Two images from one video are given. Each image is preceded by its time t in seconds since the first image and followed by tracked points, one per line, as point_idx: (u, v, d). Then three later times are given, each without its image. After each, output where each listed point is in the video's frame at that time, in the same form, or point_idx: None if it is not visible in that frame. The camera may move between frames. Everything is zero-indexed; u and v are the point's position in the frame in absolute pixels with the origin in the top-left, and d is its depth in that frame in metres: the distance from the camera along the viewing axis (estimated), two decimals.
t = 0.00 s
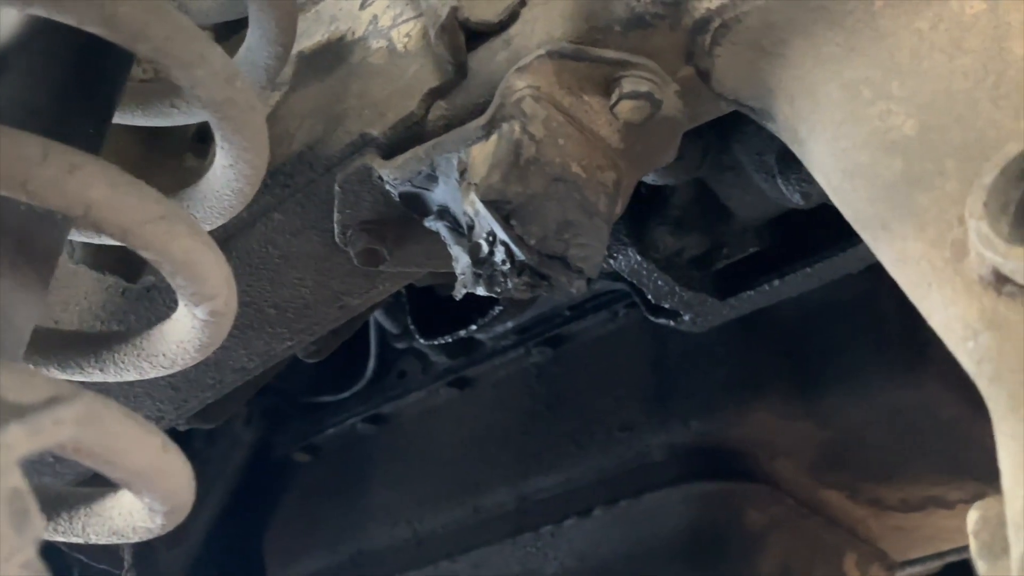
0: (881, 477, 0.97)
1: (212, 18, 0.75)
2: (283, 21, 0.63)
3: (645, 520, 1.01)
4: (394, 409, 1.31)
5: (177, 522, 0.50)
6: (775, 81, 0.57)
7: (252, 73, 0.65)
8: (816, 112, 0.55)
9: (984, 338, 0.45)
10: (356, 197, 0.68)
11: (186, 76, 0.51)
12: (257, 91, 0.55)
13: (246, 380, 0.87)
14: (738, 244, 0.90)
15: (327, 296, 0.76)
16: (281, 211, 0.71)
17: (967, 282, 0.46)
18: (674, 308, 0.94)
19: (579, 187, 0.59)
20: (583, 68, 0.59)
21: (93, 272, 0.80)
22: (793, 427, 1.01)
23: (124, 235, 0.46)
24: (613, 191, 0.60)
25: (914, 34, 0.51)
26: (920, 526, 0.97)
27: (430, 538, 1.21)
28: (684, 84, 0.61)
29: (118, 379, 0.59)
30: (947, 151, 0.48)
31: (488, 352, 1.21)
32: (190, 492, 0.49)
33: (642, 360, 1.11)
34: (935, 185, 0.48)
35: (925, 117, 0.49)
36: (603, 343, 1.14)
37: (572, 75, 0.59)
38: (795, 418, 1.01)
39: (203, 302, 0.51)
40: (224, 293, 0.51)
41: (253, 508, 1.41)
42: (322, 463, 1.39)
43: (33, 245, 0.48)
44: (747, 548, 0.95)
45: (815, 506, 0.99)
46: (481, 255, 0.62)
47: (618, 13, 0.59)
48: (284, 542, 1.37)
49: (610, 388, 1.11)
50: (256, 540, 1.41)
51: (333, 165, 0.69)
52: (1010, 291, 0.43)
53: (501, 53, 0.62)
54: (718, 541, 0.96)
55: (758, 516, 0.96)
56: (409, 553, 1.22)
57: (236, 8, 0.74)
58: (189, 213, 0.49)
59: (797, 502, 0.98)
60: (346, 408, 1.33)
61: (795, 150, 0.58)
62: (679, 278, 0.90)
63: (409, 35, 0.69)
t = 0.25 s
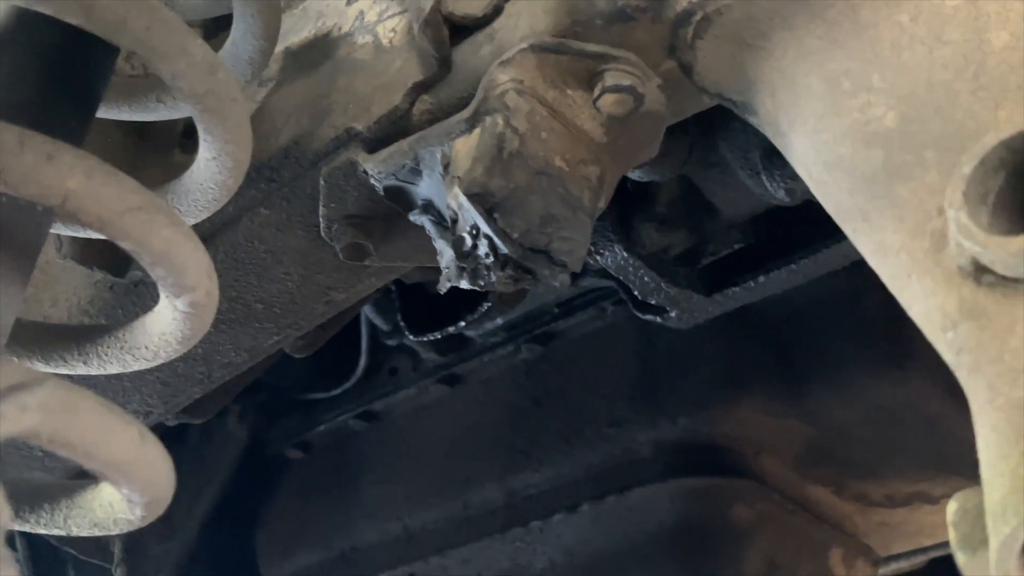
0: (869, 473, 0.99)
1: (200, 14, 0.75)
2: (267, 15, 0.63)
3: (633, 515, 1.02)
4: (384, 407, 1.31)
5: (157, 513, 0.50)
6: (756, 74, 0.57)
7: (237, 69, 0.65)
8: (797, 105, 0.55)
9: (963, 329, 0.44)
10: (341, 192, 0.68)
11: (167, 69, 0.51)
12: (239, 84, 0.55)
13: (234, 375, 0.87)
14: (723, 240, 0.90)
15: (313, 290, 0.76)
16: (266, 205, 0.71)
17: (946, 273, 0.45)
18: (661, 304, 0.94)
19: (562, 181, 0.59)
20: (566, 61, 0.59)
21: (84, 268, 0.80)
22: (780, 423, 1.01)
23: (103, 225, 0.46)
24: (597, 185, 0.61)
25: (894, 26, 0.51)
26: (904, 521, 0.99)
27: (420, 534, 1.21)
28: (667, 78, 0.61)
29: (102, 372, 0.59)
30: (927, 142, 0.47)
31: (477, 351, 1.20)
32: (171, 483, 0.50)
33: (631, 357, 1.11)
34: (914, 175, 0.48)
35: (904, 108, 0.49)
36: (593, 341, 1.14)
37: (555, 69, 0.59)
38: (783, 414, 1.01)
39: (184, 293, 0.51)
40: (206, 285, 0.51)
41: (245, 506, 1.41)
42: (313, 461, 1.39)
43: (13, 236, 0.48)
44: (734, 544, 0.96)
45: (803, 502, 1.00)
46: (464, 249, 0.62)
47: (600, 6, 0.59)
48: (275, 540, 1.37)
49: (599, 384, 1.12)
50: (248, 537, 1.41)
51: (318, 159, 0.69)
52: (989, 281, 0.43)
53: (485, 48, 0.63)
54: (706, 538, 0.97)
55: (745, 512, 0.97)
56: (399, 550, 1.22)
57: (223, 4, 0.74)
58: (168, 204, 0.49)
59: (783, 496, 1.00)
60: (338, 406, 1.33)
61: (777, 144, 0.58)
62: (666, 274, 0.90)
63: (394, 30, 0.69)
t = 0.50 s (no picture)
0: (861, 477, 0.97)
1: (188, 17, 0.74)
2: (253, 19, 0.62)
3: (626, 520, 1.01)
4: (377, 410, 1.30)
5: (141, 521, 0.50)
6: (745, 79, 0.57)
7: (224, 73, 0.64)
8: (786, 111, 0.55)
9: (950, 336, 0.43)
10: (330, 197, 0.68)
11: (152, 73, 0.51)
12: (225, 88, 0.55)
13: (224, 380, 0.86)
14: (716, 245, 0.90)
15: (302, 295, 0.76)
16: (255, 209, 0.71)
17: (934, 279, 0.45)
18: (653, 309, 0.94)
19: (551, 186, 0.59)
20: (555, 66, 0.59)
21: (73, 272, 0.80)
22: (772, 427, 1.01)
23: (85, 231, 0.46)
24: (586, 190, 0.60)
25: (884, 31, 0.51)
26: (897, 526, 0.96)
27: (413, 538, 1.20)
28: (656, 82, 0.61)
29: (88, 378, 0.59)
30: (916, 147, 0.47)
31: (470, 354, 1.19)
32: (154, 492, 0.49)
33: (623, 361, 1.11)
34: (903, 182, 0.47)
35: (893, 114, 0.49)
36: (585, 345, 1.14)
37: (543, 73, 0.59)
38: (774, 418, 1.01)
39: (168, 300, 0.50)
40: (190, 291, 0.51)
41: (236, 510, 1.40)
42: (306, 464, 1.38)
43: None
44: (727, 547, 0.96)
45: (794, 507, 0.98)
46: (452, 255, 0.61)
47: (589, 11, 0.58)
48: (268, 543, 1.36)
49: (592, 388, 1.11)
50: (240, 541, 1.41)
51: (306, 163, 0.68)
52: (977, 289, 0.43)
53: (474, 52, 0.62)
54: (697, 542, 0.97)
55: (737, 515, 0.97)
56: (391, 554, 1.22)
57: (211, 7, 0.73)
58: (151, 210, 0.49)
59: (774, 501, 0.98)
60: (330, 409, 1.33)
61: (766, 149, 0.58)
62: (658, 279, 0.90)
63: (384, 34, 0.69)
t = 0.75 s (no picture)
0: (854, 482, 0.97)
1: (179, 22, 0.74)
2: (245, 23, 0.62)
3: (619, 525, 1.01)
4: (371, 414, 1.30)
5: (129, 528, 0.49)
6: (737, 85, 0.57)
7: (215, 77, 0.64)
8: (778, 116, 0.54)
9: (942, 344, 0.43)
10: (322, 201, 0.68)
11: (140, 78, 0.51)
12: (215, 93, 0.55)
13: (216, 384, 0.86)
14: (709, 250, 0.89)
15: (294, 300, 0.76)
16: (247, 214, 0.71)
17: (925, 287, 0.44)
18: (647, 313, 0.94)
19: (543, 191, 0.59)
20: (547, 71, 0.59)
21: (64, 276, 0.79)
22: (765, 432, 1.01)
23: (72, 237, 0.46)
24: (578, 196, 0.60)
25: (875, 37, 0.51)
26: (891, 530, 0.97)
27: (406, 543, 1.20)
28: (649, 88, 0.60)
29: (77, 383, 0.58)
30: (908, 154, 0.47)
31: (464, 359, 1.20)
32: (142, 498, 0.49)
33: (617, 365, 1.11)
34: (894, 188, 0.47)
35: (884, 120, 0.48)
36: (579, 349, 1.14)
37: (536, 78, 0.59)
38: (765, 424, 1.01)
39: (157, 305, 0.50)
40: (180, 297, 0.51)
41: (228, 517, 1.39)
42: (299, 468, 1.38)
43: None
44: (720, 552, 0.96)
45: (789, 511, 0.99)
46: (444, 260, 0.61)
47: (581, 15, 0.58)
48: (261, 548, 1.36)
49: (585, 393, 1.11)
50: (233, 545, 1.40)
51: (298, 168, 0.68)
52: (967, 296, 0.42)
53: (465, 56, 0.62)
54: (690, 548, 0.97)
55: (730, 521, 0.97)
56: (385, 558, 1.21)
57: (204, 11, 0.73)
58: (139, 215, 0.49)
59: (768, 505, 0.99)
60: (324, 413, 1.33)
61: (758, 154, 0.58)
62: (652, 283, 0.90)
63: (376, 38, 0.68)
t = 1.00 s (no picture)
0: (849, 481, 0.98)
1: (174, 18, 0.73)
2: (238, 19, 0.62)
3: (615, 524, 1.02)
4: (368, 413, 1.30)
5: (119, 522, 0.49)
6: (730, 80, 0.57)
7: (210, 73, 0.64)
8: (771, 112, 0.54)
9: (933, 339, 0.43)
10: (315, 198, 0.68)
11: (131, 72, 0.50)
12: (206, 88, 0.55)
13: (211, 382, 0.86)
14: (704, 249, 0.90)
15: (288, 297, 0.76)
16: (240, 210, 0.71)
17: (916, 281, 0.44)
18: (643, 312, 0.94)
19: (536, 187, 0.59)
20: (540, 67, 0.59)
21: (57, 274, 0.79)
22: (761, 430, 1.01)
23: (61, 231, 0.46)
24: (572, 191, 0.60)
25: (868, 32, 0.50)
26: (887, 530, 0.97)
27: (402, 542, 1.20)
28: (642, 84, 0.60)
29: (69, 379, 0.58)
30: (900, 148, 0.47)
31: (461, 357, 1.20)
32: (132, 493, 0.49)
33: (614, 364, 1.11)
34: (886, 183, 0.47)
35: (877, 115, 0.48)
36: (576, 348, 1.14)
37: (529, 74, 0.59)
38: (762, 423, 1.01)
39: (148, 300, 0.50)
40: (170, 291, 0.51)
41: (227, 516, 1.39)
42: (297, 467, 1.38)
43: None
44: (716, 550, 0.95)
45: (785, 511, 0.99)
46: (437, 255, 0.61)
47: (574, 11, 0.58)
48: (258, 547, 1.35)
49: (582, 391, 1.11)
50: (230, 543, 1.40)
51: (292, 164, 0.68)
52: (959, 291, 0.42)
53: (459, 52, 0.62)
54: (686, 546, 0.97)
55: (727, 520, 0.97)
56: (381, 557, 1.21)
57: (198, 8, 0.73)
58: (129, 209, 0.49)
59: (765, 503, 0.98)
60: (322, 412, 1.33)
61: (751, 150, 0.57)
62: (647, 282, 0.90)
63: (371, 35, 0.68)
